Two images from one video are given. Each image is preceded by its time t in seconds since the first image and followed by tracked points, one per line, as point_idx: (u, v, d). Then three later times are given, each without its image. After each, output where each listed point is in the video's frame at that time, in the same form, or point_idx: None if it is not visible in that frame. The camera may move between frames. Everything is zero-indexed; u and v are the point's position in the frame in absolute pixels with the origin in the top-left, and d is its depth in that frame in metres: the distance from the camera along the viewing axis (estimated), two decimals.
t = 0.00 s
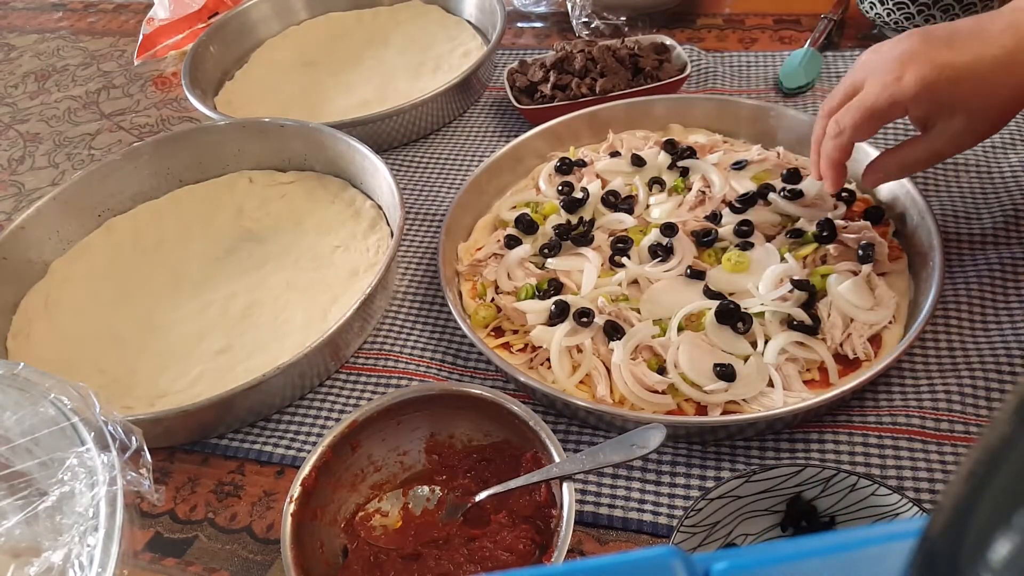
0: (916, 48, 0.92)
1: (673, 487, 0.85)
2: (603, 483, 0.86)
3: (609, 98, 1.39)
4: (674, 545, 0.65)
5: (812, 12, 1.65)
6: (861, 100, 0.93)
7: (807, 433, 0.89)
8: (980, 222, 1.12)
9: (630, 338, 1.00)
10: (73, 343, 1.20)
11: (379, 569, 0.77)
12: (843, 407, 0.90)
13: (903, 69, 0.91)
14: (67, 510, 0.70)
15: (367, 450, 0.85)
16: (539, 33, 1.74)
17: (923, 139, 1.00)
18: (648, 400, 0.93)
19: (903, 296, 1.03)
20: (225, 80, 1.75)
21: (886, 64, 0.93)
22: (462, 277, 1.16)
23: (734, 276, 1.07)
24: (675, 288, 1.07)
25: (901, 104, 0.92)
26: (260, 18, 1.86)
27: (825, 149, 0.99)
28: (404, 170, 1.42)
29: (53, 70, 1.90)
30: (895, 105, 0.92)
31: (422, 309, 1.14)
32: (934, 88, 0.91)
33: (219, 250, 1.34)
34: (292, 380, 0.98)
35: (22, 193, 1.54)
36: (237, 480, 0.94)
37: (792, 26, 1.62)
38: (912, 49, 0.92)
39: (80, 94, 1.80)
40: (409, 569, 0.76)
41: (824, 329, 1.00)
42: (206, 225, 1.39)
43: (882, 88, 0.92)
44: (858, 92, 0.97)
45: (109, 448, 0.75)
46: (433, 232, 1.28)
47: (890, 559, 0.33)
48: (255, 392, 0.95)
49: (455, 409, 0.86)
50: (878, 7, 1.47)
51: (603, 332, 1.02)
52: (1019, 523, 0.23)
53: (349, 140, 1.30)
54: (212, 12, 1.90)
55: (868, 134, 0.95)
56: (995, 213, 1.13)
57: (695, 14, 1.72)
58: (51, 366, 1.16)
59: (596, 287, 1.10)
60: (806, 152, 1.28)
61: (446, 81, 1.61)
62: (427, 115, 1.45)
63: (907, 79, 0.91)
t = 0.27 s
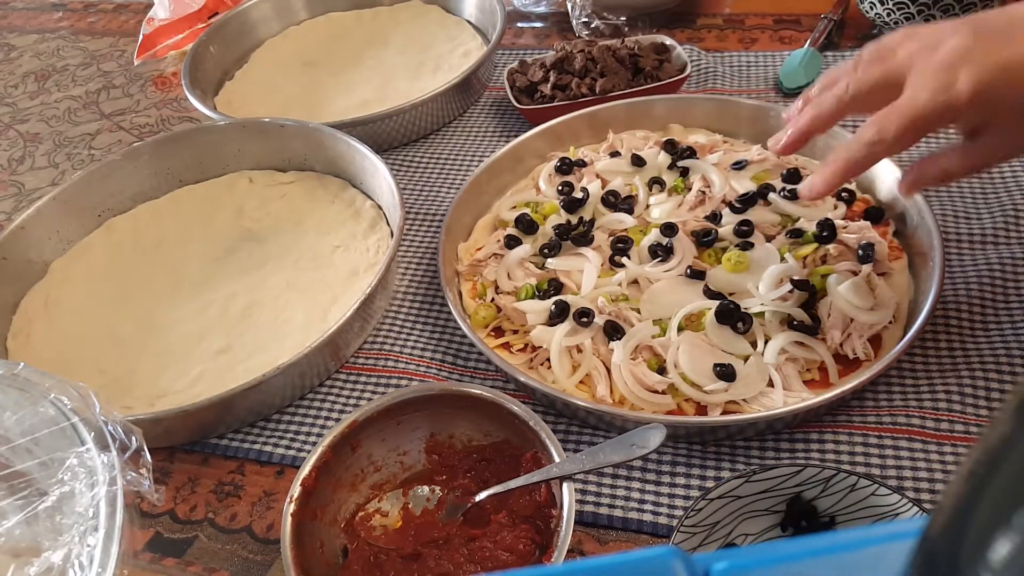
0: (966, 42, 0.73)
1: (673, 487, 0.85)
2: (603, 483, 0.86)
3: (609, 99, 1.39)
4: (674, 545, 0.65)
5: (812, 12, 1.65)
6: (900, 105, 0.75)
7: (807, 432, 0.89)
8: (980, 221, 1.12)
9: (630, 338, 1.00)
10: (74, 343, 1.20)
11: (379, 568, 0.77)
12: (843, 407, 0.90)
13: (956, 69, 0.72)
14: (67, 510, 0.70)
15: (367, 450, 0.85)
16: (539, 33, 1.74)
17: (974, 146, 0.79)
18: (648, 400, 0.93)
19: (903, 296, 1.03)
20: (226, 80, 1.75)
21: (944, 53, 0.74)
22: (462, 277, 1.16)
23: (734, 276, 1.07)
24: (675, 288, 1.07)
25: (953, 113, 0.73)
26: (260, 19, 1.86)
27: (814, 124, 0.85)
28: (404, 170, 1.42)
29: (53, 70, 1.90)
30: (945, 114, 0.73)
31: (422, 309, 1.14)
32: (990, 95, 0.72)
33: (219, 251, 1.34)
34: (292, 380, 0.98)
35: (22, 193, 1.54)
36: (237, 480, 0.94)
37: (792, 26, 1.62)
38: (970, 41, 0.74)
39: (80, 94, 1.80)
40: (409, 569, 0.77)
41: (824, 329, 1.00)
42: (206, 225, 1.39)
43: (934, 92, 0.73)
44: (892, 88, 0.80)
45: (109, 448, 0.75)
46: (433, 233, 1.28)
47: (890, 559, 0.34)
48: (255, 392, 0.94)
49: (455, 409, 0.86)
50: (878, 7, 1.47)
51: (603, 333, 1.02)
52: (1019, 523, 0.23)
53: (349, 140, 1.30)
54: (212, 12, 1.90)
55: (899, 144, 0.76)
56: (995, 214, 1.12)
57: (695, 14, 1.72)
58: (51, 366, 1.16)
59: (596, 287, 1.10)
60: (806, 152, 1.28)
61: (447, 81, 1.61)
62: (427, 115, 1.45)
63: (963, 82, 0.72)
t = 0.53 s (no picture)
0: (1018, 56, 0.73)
1: (673, 486, 0.85)
2: (603, 483, 0.86)
3: (609, 98, 1.39)
4: (674, 545, 0.65)
5: (812, 13, 1.65)
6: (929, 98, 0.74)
7: (807, 432, 0.89)
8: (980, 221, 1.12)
9: (630, 338, 1.00)
10: (73, 343, 1.20)
11: (379, 568, 0.77)
12: (843, 407, 0.90)
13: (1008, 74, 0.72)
14: (67, 510, 0.70)
15: (367, 450, 0.85)
16: (539, 33, 1.74)
17: (1005, 176, 0.74)
18: (648, 400, 0.93)
19: (903, 295, 1.03)
20: (226, 80, 1.75)
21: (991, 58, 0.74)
22: (462, 277, 1.16)
23: (734, 276, 1.07)
24: (675, 288, 1.07)
25: (988, 118, 0.72)
26: (260, 18, 1.86)
27: (853, 117, 0.80)
28: (404, 170, 1.42)
29: (53, 70, 1.90)
30: (979, 117, 0.72)
31: (422, 309, 1.14)
32: None
33: (219, 251, 1.34)
34: (292, 380, 0.98)
35: (22, 193, 1.54)
36: (237, 480, 0.94)
37: (792, 26, 1.62)
38: (1019, 59, 0.73)
39: (80, 95, 1.80)
40: (409, 569, 0.77)
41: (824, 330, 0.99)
42: (206, 225, 1.39)
43: (973, 90, 0.72)
44: (936, 86, 0.77)
45: (109, 449, 0.75)
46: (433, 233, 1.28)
47: (889, 559, 0.34)
48: (254, 392, 0.94)
49: (455, 409, 0.86)
50: (878, 7, 1.47)
51: (603, 332, 1.02)
52: (1019, 523, 0.23)
53: (349, 140, 1.30)
54: (212, 12, 1.90)
55: (928, 139, 0.74)
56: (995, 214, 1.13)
57: (695, 14, 1.72)
58: (51, 366, 1.16)
59: (596, 287, 1.10)
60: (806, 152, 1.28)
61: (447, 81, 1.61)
62: (426, 116, 1.45)
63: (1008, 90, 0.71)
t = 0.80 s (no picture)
0: None
1: (672, 487, 0.85)
2: (603, 483, 0.86)
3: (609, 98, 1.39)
4: (675, 545, 0.65)
5: (812, 13, 1.65)
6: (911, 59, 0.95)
7: (807, 433, 0.89)
8: (980, 222, 1.12)
9: (630, 338, 1.00)
10: (74, 343, 1.20)
11: (379, 568, 0.77)
12: (843, 407, 0.90)
13: None
14: (67, 510, 0.70)
15: (367, 449, 0.85)
16: (539, 33, 1.74)
17: None
18: (649, 400, 0.94)
19: (903, 296, 1.03)
20: (225, 80, 1.75)
21: None
22: (462, 277, 1.16)
23: (734, 276, 1.07)
24: (675, 288, 1.07)
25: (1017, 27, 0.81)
26: (260, 18, 1.86)
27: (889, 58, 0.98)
28: (404, 170, 1.42)
29: (53, 70, 1.90)
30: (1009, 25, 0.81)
31: (422, 309, 1.14)
32: None
33: (219, 251, 1.34)
34: (292, 380, 0.98)
35: (22, 193, 1.54)
36: (237, 480, 0.94)
37: (792, 26, 1.62)
38: None
39: (80, 94, 1.80)
40: (409, 569, 0.77)
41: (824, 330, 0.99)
42: (206, 225, 1.39)
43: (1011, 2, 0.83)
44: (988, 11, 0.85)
45: (109, 448, 0.75)
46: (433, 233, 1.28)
47: (889, 558, 0.34)
48: (255, 392, 0.94)
49: (454, 409, 0.86)
50: (878, 7, 1.47)
51: (603, 332, 1.02)
52: (1019, 523, 0.23)
53: (349, 140, 1.30)
54: (212, 12, 1.90)
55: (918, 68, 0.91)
56: (995, 214, 1.12)
57: (695, 14, 1.72)
58: (51, 366, 1.16)
59: (596, 287, 1.10)
60: (806, 152, 1.28)
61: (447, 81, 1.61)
62: (426, 116, 1.45)
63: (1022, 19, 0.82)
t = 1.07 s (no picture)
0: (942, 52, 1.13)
1: (672, 486, 0.85)
2: (603, 483, 0.86)
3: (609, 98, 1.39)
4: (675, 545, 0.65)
5: (812, 13, 1.65)
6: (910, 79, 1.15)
7: (806, 433, 0.89)
8: (980, 222, 1.12)
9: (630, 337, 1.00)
10: (73, 342, 1.20)
11: (379, 568, 0.77)
12: (843, 407, 0.90)
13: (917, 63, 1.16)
14: (67, 510, 0.70)
15: (367, 449, 0.85)
16: (539, 33, 1.74)
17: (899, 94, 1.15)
18: (648, 400, 0.94)
19: (903, 296, 1.03)
20: (225, 80, 1.75)
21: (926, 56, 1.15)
22: (462, 277, 1.17)
23: (735, 276, 1.07)
24: (675, 288, 1.07)
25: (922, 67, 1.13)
26: (260, 18, 1.86)
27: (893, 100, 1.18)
28: (403, 170, 1.42)
29: (53, 70, 1.90)
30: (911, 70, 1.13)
31: (422, 309, 1.14)
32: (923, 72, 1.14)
33: (219, 251, 1.34)
34: (292, 380, 0.98)
35: (22, 193, 1.54)
36: (237, 480, 0.94)
37: (792, 26, 1.62)
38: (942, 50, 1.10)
39: (80, 94, 1.80)
40: (410, 569, 0.77)
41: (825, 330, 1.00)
42: (206, 225, 1.39)
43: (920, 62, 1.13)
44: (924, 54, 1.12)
45: (109, 448, 0.75)
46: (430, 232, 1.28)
47: (889, 558, 0.34)
48: (255, 392, 0.95)
49: (454, 408, 0.86)
50: (878, 7, 1.47)
51: (603, 332, 1.02)
52: (1019, 523, 0.23)
53: (349, 140, 1.30)
54: (212, 12, 1.90)
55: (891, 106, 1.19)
56: (994, 213, 1.13)
57: (695, 14, 1.72)
58: (51, 366, 1.16)
59: (596, 287, 1.10)
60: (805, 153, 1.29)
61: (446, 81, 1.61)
62: (426, 116, 1.45)
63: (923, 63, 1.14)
